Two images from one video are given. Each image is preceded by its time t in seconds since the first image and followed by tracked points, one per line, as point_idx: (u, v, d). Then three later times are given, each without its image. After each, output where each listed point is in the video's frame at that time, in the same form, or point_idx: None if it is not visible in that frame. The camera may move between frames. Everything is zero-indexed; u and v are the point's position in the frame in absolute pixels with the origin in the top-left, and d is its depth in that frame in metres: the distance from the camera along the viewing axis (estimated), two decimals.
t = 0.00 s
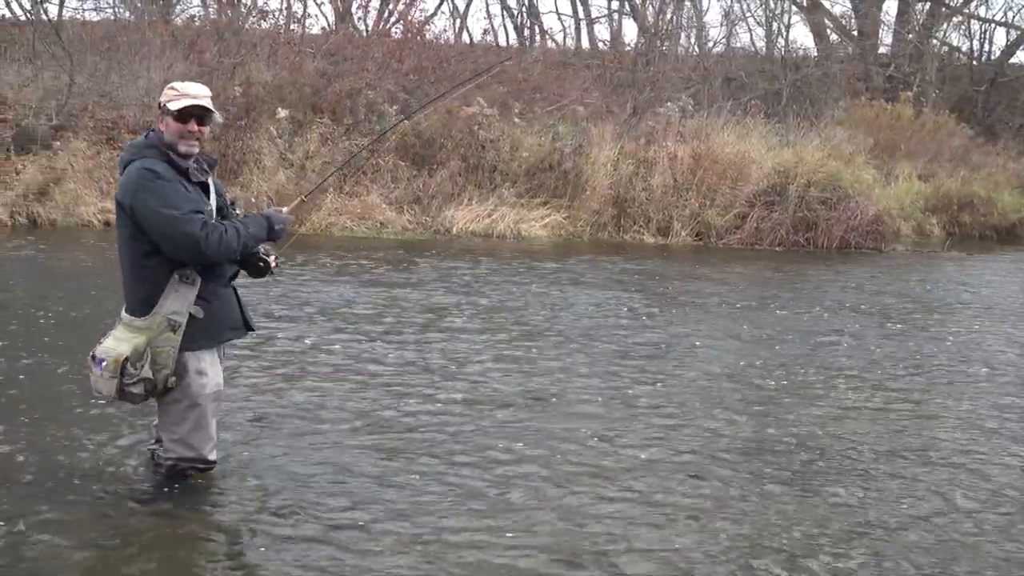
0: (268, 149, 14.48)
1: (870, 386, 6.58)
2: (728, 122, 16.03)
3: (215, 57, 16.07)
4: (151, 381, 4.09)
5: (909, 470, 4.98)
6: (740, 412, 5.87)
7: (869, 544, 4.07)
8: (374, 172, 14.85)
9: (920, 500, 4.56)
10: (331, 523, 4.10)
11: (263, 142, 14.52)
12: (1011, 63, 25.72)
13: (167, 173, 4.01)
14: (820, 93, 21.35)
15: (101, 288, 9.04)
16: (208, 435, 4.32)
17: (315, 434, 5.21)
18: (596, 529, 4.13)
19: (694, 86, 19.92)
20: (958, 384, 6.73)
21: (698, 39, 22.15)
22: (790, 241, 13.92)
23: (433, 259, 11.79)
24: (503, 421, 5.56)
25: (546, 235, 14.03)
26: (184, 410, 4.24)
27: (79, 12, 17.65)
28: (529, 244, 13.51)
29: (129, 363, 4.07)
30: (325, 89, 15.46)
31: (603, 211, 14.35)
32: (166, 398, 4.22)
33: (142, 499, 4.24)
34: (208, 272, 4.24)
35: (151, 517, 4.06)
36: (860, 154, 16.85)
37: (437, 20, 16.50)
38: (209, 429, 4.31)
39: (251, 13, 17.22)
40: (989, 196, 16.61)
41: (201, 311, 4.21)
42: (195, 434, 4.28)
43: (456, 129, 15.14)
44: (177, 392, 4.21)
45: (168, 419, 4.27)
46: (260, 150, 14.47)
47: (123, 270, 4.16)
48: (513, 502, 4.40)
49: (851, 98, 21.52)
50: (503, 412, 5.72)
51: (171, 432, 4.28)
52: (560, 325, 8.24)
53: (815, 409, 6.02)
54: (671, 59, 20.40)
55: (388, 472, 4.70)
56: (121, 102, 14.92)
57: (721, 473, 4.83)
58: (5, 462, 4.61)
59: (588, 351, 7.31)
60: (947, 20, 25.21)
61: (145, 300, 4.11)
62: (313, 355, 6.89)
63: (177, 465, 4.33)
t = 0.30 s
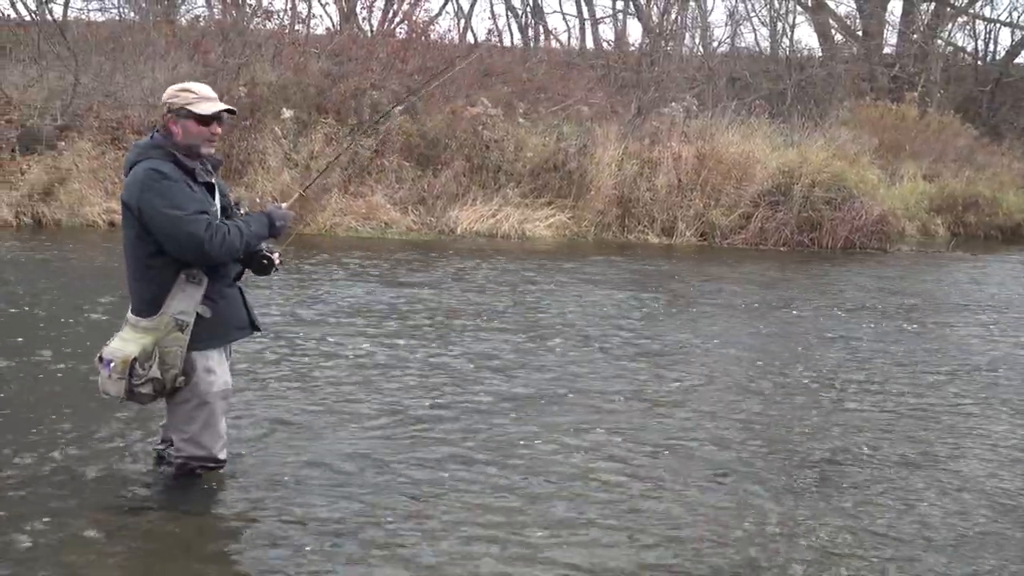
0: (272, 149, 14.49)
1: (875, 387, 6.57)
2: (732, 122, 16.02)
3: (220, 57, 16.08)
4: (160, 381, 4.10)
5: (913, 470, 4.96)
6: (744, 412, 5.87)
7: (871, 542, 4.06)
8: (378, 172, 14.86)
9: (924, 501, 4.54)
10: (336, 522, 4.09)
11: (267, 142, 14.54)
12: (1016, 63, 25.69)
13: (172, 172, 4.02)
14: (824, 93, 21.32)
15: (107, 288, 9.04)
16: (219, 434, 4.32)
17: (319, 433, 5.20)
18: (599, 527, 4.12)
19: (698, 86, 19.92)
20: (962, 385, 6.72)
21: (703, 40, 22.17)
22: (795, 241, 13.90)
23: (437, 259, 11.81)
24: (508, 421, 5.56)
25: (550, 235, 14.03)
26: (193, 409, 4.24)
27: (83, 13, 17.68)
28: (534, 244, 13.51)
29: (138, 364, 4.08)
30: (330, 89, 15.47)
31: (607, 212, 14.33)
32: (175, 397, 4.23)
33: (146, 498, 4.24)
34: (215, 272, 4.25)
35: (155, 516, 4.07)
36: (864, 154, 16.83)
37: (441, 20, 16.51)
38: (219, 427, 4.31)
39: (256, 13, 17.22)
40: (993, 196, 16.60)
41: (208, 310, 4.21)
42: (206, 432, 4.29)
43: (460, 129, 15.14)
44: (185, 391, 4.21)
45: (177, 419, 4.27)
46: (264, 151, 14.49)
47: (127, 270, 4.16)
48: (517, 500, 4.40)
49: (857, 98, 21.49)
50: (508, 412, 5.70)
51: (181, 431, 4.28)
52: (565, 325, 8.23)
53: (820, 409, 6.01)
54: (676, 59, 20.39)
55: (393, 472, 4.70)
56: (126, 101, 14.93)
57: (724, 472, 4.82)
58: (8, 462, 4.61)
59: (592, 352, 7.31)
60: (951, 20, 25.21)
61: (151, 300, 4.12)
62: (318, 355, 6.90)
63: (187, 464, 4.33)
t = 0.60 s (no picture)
0: (276, 149, 14.56)
1: (881, 386, 6.57)
2: (736, 122, 16.01)
3: (223, 57, 16.10)
4: (175, 380, 4.07)
5: (919, 469, 4.96)
6: (751, 410, 5.87)
7: (878, 542, 4.06)
8: (382, 172, 14.86)
9: (932, 500, 4.54)
10: (343, 521, 4.10)
11: (271, 143, 14.55)
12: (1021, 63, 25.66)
13: (178, 173, 4.02)
14: (828, 94, 21.31)
15: (112, 287, 9.05)
16: (236, 430, 4.34)
17: (322, 433, 5.18)
18: (606, 527, 4.13)
19: (702, 86, 19.91)
20: (968, 384, 6.72)
21: (706, 40, 22.17)
22: (799, 241, 13.90)
23: (441, 259, 11.83)
24: (514, 419, 5.56)
25: (554, 235, 14.03)
26: (210, 406, 4.25)
27: (87, 13, 17.70)
28: (537, 244, 13.52)
29: (153, 365, 4.03)
30: (334, 89, 15.47)
31: (611, 212, 14.35)
32: (193, 396, 4.23)
33: (153, 497, 4.25)
34: (225, 271, 4.25)
35: (163, 516, 4.07)
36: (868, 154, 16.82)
37: (445, 20, 16.51)
38: (235, 422, 4.33)
39: (260, 13, 17.23)
40: (998, 196, 16.58)
41: (218, 309, 4.22)
42: (225, 428, 4.30)
43: (464, 129, 15.15)
44: (202, 389, 4.22)
45: (194, 418, 4.28)
46: (268, 151, 14.51)
47: (134, 271, 4.16)
48: (524, 499, 4.40)
49: (861, 97, 21.48)
50: (512, 412, 5.68)
51: (198, 430, 4.30)
52: (571, 324, 8.24)
53: (826, 408, 6.01)
54: (680, 59, 20.38)
55: (399, 469, 4.70)
56: (130, 101, 14.95)
57: (731, 471, 4.82)
58: (11, 464, 4.60)
59: (597, 351, 7.31)
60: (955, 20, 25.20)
61: (162, 300, 4.12)
62: (323, 354, 6.91)
63: (204, 462, 4.34)
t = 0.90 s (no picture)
0: (279, 149, 14.52)
1: (885, 386, 6.56)
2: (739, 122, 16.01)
3: (226, 58, 16.12)
4: (177, 379, 4.09)
5: (924, 467, 4.95)
6: (755, 410, 5.87)
7: (882, 539, 4.05)
8: (385, 172, 14.86)
9: (936, 498, 4.53)
10: (346, 519, 4.09)
11: (273, 143, 14.54)
12: None
13: (178, 172, 4.01)
14: (831, 94, 21.29)
15: (115, 288, 9.05)
16: (263, 415, 4.34)
17: (323, 432, 5.17)
18: (610, 524, 4.12)
19: (705, 86, 19.90)
20: (972, 384, 6.71)
21: (709, 39, 22.17)
22: (802, 241, 13.88)
23: (444, 259, 11.83)
24: (517, 418, 5.56)
25: (557, 235, 14.04)
26: (231, 397, 4.26)
27: (90, 14, 17.71)
28: (540, 244, 13.51)
29: (153, 365, 4.05)
30: (336, 89, 15.48)
31: (614, 211, 14.34)
32: (208, 390, 4.24)
33: (156, 498, 4.24)
34: (224, 270, 4.24)
35: (166, 516, 4.06)
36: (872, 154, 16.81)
37: (448, 20, 16.51)
38: (259, 407, 4.33)
39: (263, 14, 17.24)
40: (1001, 196, 16.57)
41: (218, 307, 4.22)
42: (251, 414, 4.30)
43: (466, 129, 15.14)
44: (214, 383, 4.23)
45: (216, 412, 4.28)
46: (271, 152, 14.51)
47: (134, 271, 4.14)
48: (527, 497, 4.39)
49: (864, 97, 21.46)
50: (514, 411, 5.66)
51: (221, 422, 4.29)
52: (574, 324, 8.23)
53: (830, 407, 6.01)
54: (683, 59, 20.35)
55: (402, 469, 4.69)
56: (132, 102, 14.95)
57: (736, 469, 4.82)
58: (13, 465, 4.59)
59: (601, 350, 7.30)
60: (958, 20, 25.20)
61: (161, 300, 4.11)
62: (327, 354, 6.90)
63: (236, 450, 4.31)
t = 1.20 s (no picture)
0: (280, 149, 14.52)
1: (886, 385, 6.56)
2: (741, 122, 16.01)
3: (227, 58, 16.15)
4: (179, 381, 4.10)
5: (924, 465, 4.95)
6: (755, 408, 5.87)
7: (882, 536, 4.05)
8: (386, 171, 14.86)
9: (937, 496, 4.53)
10: (347, 518, 4.09)
11: (274, 143, 14.55)
12: None
13: (186, 173, 4.02)
14: (832, 95, 21.29)
15: (117, 288, 9.05)
16: (267, 416, 4.33)
17: (326, 432, 5.17)
18: (610, 522, 4.12)
19: (706, 86, 19.90)
20: (973, 384, 6.71)
21: (710, 39, 22.16)
22: (803, 241, 13.87)
23: (445, 258, 11.83)
24: (519, 417, 5.55)
25: (558, 235, 14.05)
26: (233, 399, 4.26)
27: (92, 14, 17.72)
28: (541, 244, 13.52)
29: (157, 365, 4.06)
30: (338, 89, 15.49)
31: (615, 211, 14.32)
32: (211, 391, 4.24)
33: (158, 498, 4.23)
34: (229, 272, 4.24)
35: (168, 515, 4.06)
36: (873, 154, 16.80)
37: (449, 19, 16.52)
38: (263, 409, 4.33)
39: (264, 14, 17.25)
40: (1002, 196, 16.57)
41: (222, 309, 4.21)
42: (255, 416, 4.29)
43: (467, 129, 15.15)
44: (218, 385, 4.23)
45: (218, 415, 4.27)
46: (272, 152, 14.51)
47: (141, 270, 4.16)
48: (528, 495, 4.39)
49: (865, 97, 21.45)
50: (515, 411, 5.66)
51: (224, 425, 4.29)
52: (575, 324, 8.23)
53: (831, 406, 6.00)
54: (685, 60, 20.36)
55: (403, 468, 4.69)
56: (134, 101, 14.96)
57: (737, 468, 4.81)
58: (14, 464, 4.59)
59: (602, 350, 7.30)
60: (960, 19, 25.19)
61: (166, 301, 4.11)
62: (329, 354, 6.90)
63: (247, 455, 4.28)
